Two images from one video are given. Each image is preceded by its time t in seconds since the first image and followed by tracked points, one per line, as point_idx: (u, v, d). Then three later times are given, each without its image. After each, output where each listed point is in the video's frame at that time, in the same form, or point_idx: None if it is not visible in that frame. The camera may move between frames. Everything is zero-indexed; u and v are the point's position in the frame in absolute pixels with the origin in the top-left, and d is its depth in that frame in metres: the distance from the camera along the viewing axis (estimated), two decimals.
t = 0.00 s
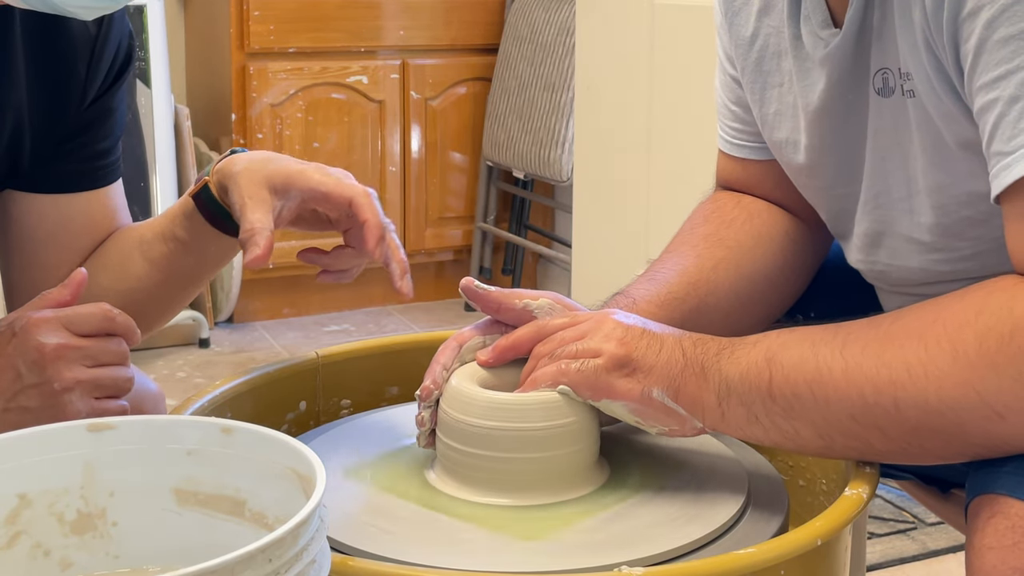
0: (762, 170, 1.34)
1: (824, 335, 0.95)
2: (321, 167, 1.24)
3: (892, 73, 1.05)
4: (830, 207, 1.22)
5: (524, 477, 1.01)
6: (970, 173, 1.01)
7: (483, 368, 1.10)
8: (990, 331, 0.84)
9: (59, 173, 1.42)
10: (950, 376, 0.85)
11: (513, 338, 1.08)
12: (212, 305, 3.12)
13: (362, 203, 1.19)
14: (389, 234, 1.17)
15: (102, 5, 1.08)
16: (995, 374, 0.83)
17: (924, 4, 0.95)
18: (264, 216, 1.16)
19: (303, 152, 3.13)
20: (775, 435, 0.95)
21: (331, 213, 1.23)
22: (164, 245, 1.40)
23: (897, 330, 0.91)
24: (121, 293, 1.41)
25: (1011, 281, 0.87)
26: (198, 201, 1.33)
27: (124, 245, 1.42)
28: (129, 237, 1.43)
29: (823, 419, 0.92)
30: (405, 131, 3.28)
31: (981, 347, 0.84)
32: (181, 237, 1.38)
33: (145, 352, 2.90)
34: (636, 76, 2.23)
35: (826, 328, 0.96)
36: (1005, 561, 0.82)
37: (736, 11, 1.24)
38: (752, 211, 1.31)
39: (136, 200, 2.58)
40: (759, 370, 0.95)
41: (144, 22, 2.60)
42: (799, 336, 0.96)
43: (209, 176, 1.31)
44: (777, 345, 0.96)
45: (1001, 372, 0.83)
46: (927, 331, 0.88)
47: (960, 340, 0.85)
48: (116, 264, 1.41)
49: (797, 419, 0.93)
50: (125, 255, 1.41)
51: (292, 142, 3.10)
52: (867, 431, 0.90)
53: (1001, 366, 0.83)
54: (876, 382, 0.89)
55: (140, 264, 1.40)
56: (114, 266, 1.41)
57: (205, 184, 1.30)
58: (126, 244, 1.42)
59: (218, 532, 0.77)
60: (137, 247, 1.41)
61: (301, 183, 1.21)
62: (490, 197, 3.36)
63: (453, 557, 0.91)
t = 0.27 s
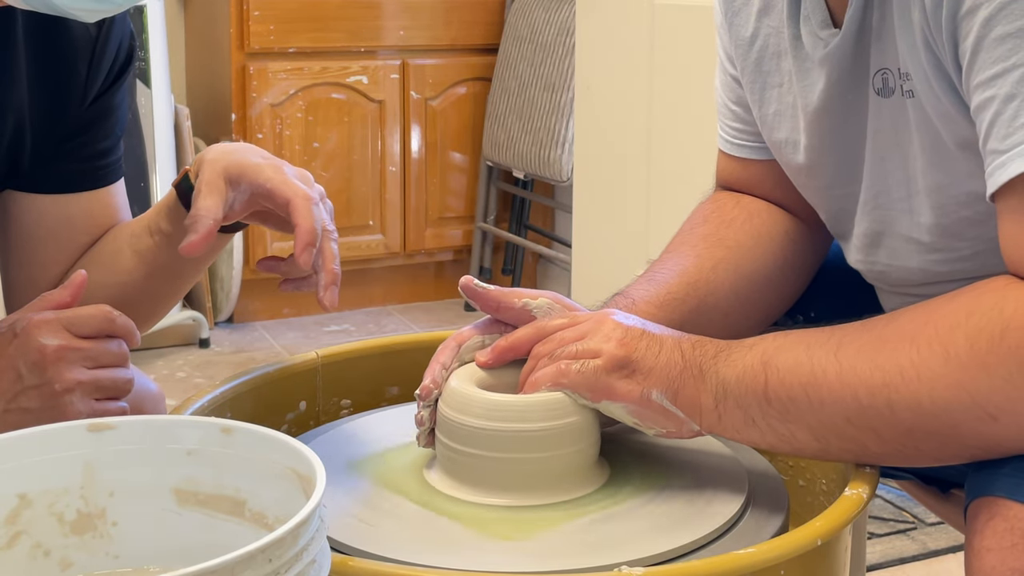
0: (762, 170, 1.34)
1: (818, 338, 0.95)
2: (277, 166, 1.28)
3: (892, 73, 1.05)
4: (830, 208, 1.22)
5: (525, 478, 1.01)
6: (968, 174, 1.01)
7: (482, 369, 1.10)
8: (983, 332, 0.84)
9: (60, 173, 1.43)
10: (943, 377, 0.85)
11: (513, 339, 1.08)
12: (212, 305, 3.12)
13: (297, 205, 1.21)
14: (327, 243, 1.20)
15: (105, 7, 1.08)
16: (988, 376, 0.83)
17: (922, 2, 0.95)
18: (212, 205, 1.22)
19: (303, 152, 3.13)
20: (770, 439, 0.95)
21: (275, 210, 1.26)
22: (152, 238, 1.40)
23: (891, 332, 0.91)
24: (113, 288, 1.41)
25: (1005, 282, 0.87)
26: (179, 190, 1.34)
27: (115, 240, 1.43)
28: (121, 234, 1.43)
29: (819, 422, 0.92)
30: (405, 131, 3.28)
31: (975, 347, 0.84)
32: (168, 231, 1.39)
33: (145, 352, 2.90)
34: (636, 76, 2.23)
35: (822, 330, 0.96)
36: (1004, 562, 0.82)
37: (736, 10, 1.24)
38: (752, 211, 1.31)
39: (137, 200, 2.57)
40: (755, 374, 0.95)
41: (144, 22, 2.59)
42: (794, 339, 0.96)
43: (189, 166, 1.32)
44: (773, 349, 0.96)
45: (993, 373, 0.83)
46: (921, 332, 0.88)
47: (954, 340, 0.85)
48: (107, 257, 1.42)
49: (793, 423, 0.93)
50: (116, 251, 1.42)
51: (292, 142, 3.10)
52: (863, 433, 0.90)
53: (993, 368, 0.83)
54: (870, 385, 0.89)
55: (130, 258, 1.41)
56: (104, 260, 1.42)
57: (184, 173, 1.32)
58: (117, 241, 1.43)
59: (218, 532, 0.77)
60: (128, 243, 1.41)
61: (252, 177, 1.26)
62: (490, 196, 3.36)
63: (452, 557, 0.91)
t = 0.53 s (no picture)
0: (762, 170, 1.34)
1: (817, 338, 0.95)
2: (254, 161, 1.28)
3: (892, 75, 1.05)
4: (830, 208, 1.22)
5: (525, 479, 1.01)
6: (967, 175, 1.01)
7: (482, 370, 1.10)
8: (979, 333, 0.84)
9: (59, 174, 1.43)
10: (940, 378, 0.85)
11: (513, 339, 1.08)
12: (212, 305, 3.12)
13: (267, 201, 1.22)
14: (296, 240, 1.20)
15: (111, 7, 1.08)
16: (985, 377, 0.83)
17: (921, 4, 0.95)
18: (187, 198, 1.24)
19: (303, 152, 3.13)
20: (769, 438, 0.95)
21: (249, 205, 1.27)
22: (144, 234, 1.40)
23: (887, 334, 0.91)
24: (109, 285, 1.41)
25: (1002, 283, 0.87)
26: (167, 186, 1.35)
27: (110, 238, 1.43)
28: (115, 232, 1.43)
29: (817, 423, 0.92)
30: (405, 131, 3.28)
31: (971, 349, 0.84)
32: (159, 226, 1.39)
33: (145, 352, 2.90)
34: (636, 76, 2.23)
35: (820, 330, 0.96)
36: (1003, 563, 0.82)
37: (737, 11, 1.24)
38: (752, 211, 1.31)
39: (137, 200, 2.57)
40: (753, 374, 0.95)
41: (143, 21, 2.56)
42: (793, 339, 0.96)
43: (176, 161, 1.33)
44: (772, 349, 0.96)
45: (990, 374, 0.83)
46: (919, 333, 0.88)
47: (951, 342, 0.85)
48: (102, 255, 1.42)
49: (791, 423, 0.93)
50: (109, 249, 1.42)
51: (292, 142, 3.11)
52: (861, 434, 0.90)
53: (990, 369, 0.83)
54: (868, 385, 0.89)
55: (122, 255, 1.41)
56: (98, 258, 1.42)
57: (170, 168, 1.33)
58: (111, 239, 1.43)
59: (218, 532, 0.77)
60: (121, 241, 1.41)
61: (228, 173, 1.27)
62: (490, 196, 3.36)
63: (452, 557, 0.91)
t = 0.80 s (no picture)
0: (762, 170, 1.34)
1: (816, 337, 0.95)
2: (256, 161, 1.27)
3: (891, 76, 1.05)
4: (830, 208, 1.22)
5: (525, 479, 1.01)
6: (966, 176, 1.01)
7: (483, 371, 1.10)
8: (977, 333, 0.84)
9: (59, 173, 1.43)
10: (938, 379, 0.85)
11: (513, 340, 1.08)
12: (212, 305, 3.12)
13: (268, 201, 1.21)
14: (298, 240, 1.19)
15: (118, 8, 1.08)
16: (983, 378, 0.83)
17: (919, 5, 0.95)
18: (190, 198, 1.26)
19: (303, 152, 3.14)
20: (768, 438, 0.95)
21: (251, 205, 1.27)
22: (144, 233, 1.40)
23: (886, 334, 0.91)
24: (108, 285, 1.41)
25: (1001, 283, 0.87)
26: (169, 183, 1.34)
27: (109, 238, 1.43)
28: (115, 231, 1.43)
29: (816, 423, 0.92)
30: (405, 131, 3.28)
31: (968, 350, 0.84)
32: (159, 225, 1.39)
33: (145, 352, 2.90)
34: (636, 76, 2.23)
35: (818, 330, 0.96)
36: (1002, 563, 0.82)
37: (736, 12, 1.24)
38: (752, 211, 1.31)
39: (137, 200, 2.57)
40: (752, 374, 0.95)
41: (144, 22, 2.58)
42: (792, 339, 0.96)
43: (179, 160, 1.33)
44: (770, 349, 0.96)
45: (988, 375, 0.83)
46: (917, 333, 0.88)
47: (948, 342, 0.86)
48: (101, 255, 1.42)
49: (790, 423, 0.93)
50: (109, 248, 1.42)
51: (292, 142, 3.11)
52: (860, 434, 0.90)
53: (988, 369, 0.83)
54: (866, 385, 0.89)
55: (122, 254, 1.41)
56: (98, 258, 1.42)
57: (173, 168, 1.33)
58: (111, 238, 1.43)
59: (218, 532, 0.77)
60: (121, 240, 1.41)
61: (230, 172, 1.27)
62: (490, 196, 3.36)
63: (452, 557, 0.91)
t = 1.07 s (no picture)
0: (763, 170, 1.34)
1: (815, 338, 0.95)
2: (257, 161, 1.27)
3: (891, 76, 1.04)
4: (830, 208, 1.22)
5: (525, 480, 1.01)
6: (965, 176, 1.01)
7: (483, 372, 1.10)
8: (976, 334, 0.84)
9: (59, 173, 1.43)
10: (937, 379, 0.85)
11: (513, 340, 1.08)
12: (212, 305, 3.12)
13: (269, 202, 1.21)
14: (298, 240, 1.19)
15: (117, 11, 1.08)
16: (982, 378, 0.83)
17: (918, 5, 0.95)
18: (191, 197, 1.26)
19: (303, 152, 3.13)
20: (767, 439, 0.95)
21: (252, 205, 1.27)
22: (145, 234, 1.40)
23: (886, 334, 0.91)
24: (108, 284, 1.41)
25: (1000, 283, 0.87)
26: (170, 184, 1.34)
27: (108, 238, 1.43)
28: (115, 231, 1.43)
29: (816, 423, 0.92)
30: (405, 131, 3.28)
31: (967, 351, 0.84)
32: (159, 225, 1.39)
33: (145, 352, 2.90)
34: (637, 76, 2.23)
35: (818, 331, 0.96)
36: (1002, 563, 0.82)
37: (737, 12, 1.24)
38: (753, 211, 1.31)
39: (137, 200, 2.57)
40: (751, 374, 0.95)
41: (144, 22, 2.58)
42: (791, 339, 0.96)
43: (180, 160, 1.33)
44: (769, 350, 0.96)
45: (987, 376, 0.83)
46: (917, 333, 0.88)
47: (947, 343, 0.85)
48: (101, 256, 1.42)
49: (790, 423, 0.93)
50: (109, 248, 1.41)
51: (292, 142, 3.11)
52: (860, 435, 0.90)
53: (987, 370, 0.83)
54: (865, 386, 0.89)
55: (123, 254, 1.41)
56: (97, 258, 1.42)
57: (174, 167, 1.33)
58: (111, 239, 1.43)
59: (218, 532, 0.77)
60: (121, 240, 1.41)
61: (231, 173, 1.27)
62: (490, 197, 3.36)
63: (452, 557, 0.91)
